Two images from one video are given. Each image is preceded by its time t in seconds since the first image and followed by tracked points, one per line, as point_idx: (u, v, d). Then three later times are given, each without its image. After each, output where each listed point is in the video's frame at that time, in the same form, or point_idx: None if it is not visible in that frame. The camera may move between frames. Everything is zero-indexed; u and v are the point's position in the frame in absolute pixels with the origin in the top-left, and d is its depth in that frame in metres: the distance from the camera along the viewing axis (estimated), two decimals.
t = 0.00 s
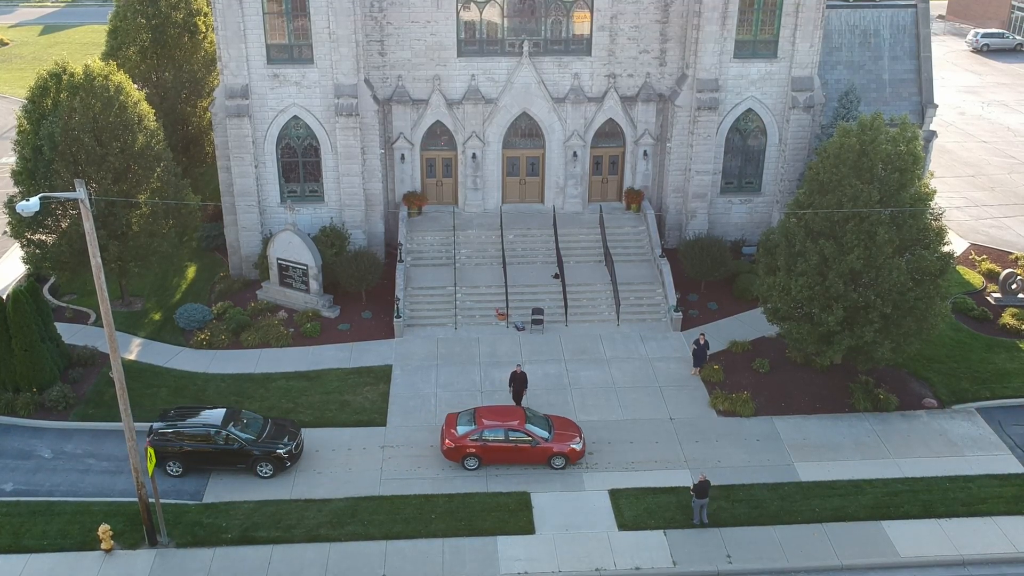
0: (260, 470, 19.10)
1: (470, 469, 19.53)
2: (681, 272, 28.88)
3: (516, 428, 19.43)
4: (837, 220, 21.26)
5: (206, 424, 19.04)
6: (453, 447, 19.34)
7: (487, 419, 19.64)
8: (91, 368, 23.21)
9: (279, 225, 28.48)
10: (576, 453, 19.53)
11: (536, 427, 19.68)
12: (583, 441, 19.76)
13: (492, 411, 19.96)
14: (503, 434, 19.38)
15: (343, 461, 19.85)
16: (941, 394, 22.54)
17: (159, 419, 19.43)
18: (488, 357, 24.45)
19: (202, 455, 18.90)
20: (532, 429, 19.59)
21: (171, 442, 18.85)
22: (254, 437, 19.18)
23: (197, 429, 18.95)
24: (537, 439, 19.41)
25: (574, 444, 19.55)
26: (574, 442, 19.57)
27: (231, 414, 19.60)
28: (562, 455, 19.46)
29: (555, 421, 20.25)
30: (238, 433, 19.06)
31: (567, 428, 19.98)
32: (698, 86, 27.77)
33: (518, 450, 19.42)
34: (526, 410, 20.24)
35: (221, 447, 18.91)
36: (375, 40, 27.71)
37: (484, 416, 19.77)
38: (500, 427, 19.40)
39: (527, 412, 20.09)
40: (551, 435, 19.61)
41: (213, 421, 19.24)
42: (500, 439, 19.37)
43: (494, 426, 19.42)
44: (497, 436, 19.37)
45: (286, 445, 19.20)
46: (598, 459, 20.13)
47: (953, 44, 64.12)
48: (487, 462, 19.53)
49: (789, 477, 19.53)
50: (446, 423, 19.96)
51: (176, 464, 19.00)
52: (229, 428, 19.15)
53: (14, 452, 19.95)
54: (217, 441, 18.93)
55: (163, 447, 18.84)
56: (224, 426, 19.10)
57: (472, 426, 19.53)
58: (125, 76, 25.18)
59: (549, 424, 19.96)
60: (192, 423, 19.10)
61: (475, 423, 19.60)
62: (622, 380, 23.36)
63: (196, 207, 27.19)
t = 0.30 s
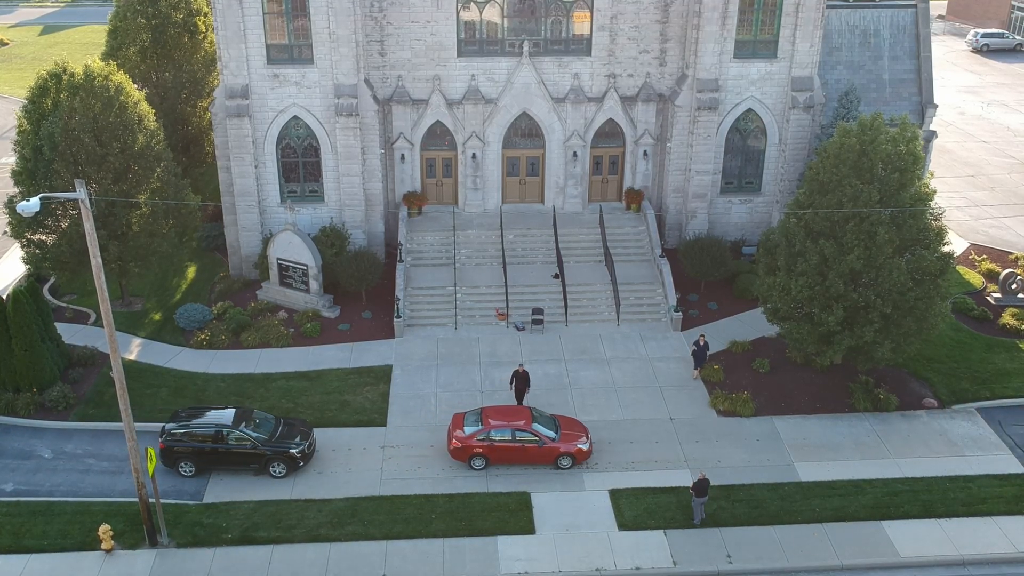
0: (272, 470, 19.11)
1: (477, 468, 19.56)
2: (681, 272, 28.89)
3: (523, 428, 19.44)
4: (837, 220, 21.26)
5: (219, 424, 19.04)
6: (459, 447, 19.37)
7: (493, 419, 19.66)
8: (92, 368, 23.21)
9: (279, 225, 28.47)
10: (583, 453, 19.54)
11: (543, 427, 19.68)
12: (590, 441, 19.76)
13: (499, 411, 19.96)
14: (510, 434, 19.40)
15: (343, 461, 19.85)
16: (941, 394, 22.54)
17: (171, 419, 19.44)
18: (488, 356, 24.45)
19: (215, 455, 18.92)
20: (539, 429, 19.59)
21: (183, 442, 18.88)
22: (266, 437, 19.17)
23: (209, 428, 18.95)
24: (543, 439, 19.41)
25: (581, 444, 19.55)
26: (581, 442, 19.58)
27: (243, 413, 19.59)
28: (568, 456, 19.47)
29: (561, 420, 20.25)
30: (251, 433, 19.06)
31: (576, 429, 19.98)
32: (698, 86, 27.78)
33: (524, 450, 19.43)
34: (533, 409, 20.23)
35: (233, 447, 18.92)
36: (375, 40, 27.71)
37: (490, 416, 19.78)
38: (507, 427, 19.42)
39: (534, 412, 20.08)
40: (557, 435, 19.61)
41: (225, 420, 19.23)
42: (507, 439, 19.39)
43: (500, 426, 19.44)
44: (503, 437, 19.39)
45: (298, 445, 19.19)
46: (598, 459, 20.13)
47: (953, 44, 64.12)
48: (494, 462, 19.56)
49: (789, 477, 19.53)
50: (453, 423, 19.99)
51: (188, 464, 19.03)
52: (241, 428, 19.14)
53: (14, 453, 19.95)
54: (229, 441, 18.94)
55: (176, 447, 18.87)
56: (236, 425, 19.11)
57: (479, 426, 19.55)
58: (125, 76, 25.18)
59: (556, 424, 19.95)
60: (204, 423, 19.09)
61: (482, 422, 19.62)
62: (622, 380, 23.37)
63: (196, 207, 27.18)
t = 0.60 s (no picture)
0: (285, 470, 19.13)
1: (485, 469, 19.55)
2: (681, 272, 28.89)
3: (531, 428, 19.45)
4: (837, 220, 21.27)
5: (231, 424, 19.05)
6: (467, 447, 19.37)
7: (501, 419, 19.66)
8: (92, 368, 23.21)
9: (279, 225, 28.48)
10: (591, 454, 19.55)
11: (550, 427, 19.69)
12: (598, 441, 19.79)
13: (507, 411, 19.97)
14: (517, 435, 19.40)
15: (344, 462, 19.85)
16: (941, 394, 22.54)
17: (182, 420, 19.43)
18: (489, 357, 24.46)
19: (227, 455, 18.94)
20: (547, 429, 19.61)
21: (194, 443, 18.88)
22: (278, 436, 19.19)
23: (221, 429, 18.96)
24: (551, 439, 19.42)
25: (589, 445, 19.57)
26: (589, 442, 19.60)
27: (254, 413, 19.60)
28: (577, 456, 19.49)
29: (568, 420, 20.26)
30: (263, 433, 19.08)
31: (585, 429, 20.00)
32: (698, 86, 27.79)
33: (531, 451, 19.43)
34: (540, 410, 20.24)
35: (246, 447, 18.94)
36: (375, 40, 27.72)
37: (498, 416, 19.78)
38: (515, 428, 19.43)
39: (541, 412, 20.08)
40: (565, 435, 19.63)
41: (237, 420, 19.24)
42: (514, 439, 19.39)
43: (508, 426, 19.44)
44: (511, 437, 19.39)
45: (311, 444, 19.21)
46: (598, 459, 20.12)
47: (953, 44, 64.12)
48: (501, 462, 19.56)
49: (789, 477, 19.54)
50: (461, 423, 19.99)
51: (200, 464, 19.02)
52: (253, 428, 19.16)
53: (14, 453, 19.95)
54: (241, 441, 18.96)
55: (188, 448, 18.87)
56: (248, 426, 19.12)
57: (487, 426, 19.55)
58: (125, 77, 25.18)
59: (563, 424, 19.96)
60: (216, 423, 19.09)
61: (490, 423, 19.62)
62: (623, 380, 23.38)
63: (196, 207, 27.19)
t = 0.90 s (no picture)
0: (297, 470, 19.16)
1: (494, 469, 19.58)
2: (682, 272, 28.90)
3: (540, 428, 19.44)
4: (838, 221, 21.28)
5: (242, 425, 19.05)
6: (476, 447, 19.38)
7: (509, 419, 19.65)
8: (92, 369, 23.21)
9: (279, 226, 28.48)
10: (600, 454, 19.56)
11: (559, 427, 19.68)
12: (607, 441, 19.80)
13: (516, 411, 19.96)
14: (526, 435, 19.39)
15: (344, 462, 19.86)
16: (941, 394, 22.55)
17: (193, 420, 19.41)
18: (489, 357, 24.46)
19: (238, 455, 18.95)
20: (556, 429, 19.59)
21: (205, 443, 18.87)
22: (289, 436, 19.21)
23: (232, 429, 18.95)
24: (560, 439, 19.41)
25: (598, 445, 19.57)
26: (598, 442, 19.59)
27: (265, 413, 19.62)
28: (586, 456, 19.50)
29: (578, 420, 20.26)
30: (274, 433, 19.09)
31: (594, 429, 20.00)
32: (698, 86, 27.79)
33: (541, 451, 19.43)
34: (549, 409, 20.22)
35: (257, 447, 18.95)
36: (376, 41, 27.72)
37: (507, 416, 19.78)
38: (524, 428, 19.41)
39: (550, 412, 20.07)
40: (574, 435, 19.62)
41: (248, 420, 19.25)
42: (523, 440, 19.38)
43: (517, 426, 19.43)
44: (520, 437, 19.38)
45: (322, 444, 19.23)
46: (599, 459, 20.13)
47: (953, 44, 64.17)
48: (510, 462, 19.56)
49: (789, 477, 19.55)
50: (470, 423, 19.99)
51: (211, 464, 19.01)
52: (264, 428, 19.17)
53: (15, 453, 19.95)
54: (253, 441, 18.97)
55: (199, 448, 18.86)
56: (259, 426, 19.12)
57: (496, 426, 19.55)
58: (125, 77, 25.16)
59: (572, 424, 19.95)
60: (227, 423, 19.09)
61: (499, 423, 19.62)
62: (623, 380, 23.38)
63: (196, 207, 27.20)
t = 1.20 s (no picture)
0: (307, 469, 19.18)
1: (504, 469, 19.61)
2: (681, 272, 28.91)
3: (550, 428, 19.45)
4: (838, 221, 21.29)
5: (253, 425, 19.08)
6: (486, 447, 19.40)
7: (519, 419, 19.67)
8: (92, 369, 23.21)
9: (279, 226, 28.49)
10: (610, 454, 19.56)
11: (569, 427, 19.69)
12: (616, 442, 19.80)
13: (525, 411, 19.99)
14: (536, 435, 19.41)
15: (344, 462, 19.86)
16: (941, 395, 22.55)
17: (203, 420, 19.44)
18: (489, 357, 24.47)
19: (249, 455, 18.97)
20: (565, 429, 19.60)
21: (215, 443, 18.89)
22: (299, 436, 19.23)
23: (241, 429, 18.98)
24: (569, 440, 19.42)
25: (608, 445, 19.57)
26: (607, 442, 19.60)
27: (275, 413, 19.64)
28: (595, 456, 19.51)
29: (587, 421, 20.26)
30: (284, 433, 19.11)
31: (604, 429, 20.01)
32: (698, 87, 27.79)
33: (550, 451, 19.45)
34: (558, 410, 20.24)
35: (267, 447, 18.97)
36: (376, 41, 27.72)
37: (516, 416, 19.79)
38: (534, 428, 19.43)
39: (559, 412, 20.08)
40: (584, 435, 19.63)
41: (257, 420, 19.27)
42: (533, 440, 19.41)
43: (526, 426, 19.46)
44: (530, 437, 19.41)
45: (332, 444, 19.25)
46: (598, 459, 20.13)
47: (953, 44, 64.22)
48: (520, 462, 19.58)
49: (789, 477, 19.56)
50: (479, 423, 20.02)
51: (222, 464, 19.04)
52: (273, 428, 19.19)
53: (15, 453, 19.96)
54: (263, 441, 18.99)
55: (210, 448, 18.89)
56: (270, 426, 19.14)
57: (505, 426, 19.57)
58: (125, 77, 25.16)
59: (582, 424, 19.96)
60: (238, 424, 19.12)
61: (508, 423, 19.64)
62: (623, 381, 23.39)
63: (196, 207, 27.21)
